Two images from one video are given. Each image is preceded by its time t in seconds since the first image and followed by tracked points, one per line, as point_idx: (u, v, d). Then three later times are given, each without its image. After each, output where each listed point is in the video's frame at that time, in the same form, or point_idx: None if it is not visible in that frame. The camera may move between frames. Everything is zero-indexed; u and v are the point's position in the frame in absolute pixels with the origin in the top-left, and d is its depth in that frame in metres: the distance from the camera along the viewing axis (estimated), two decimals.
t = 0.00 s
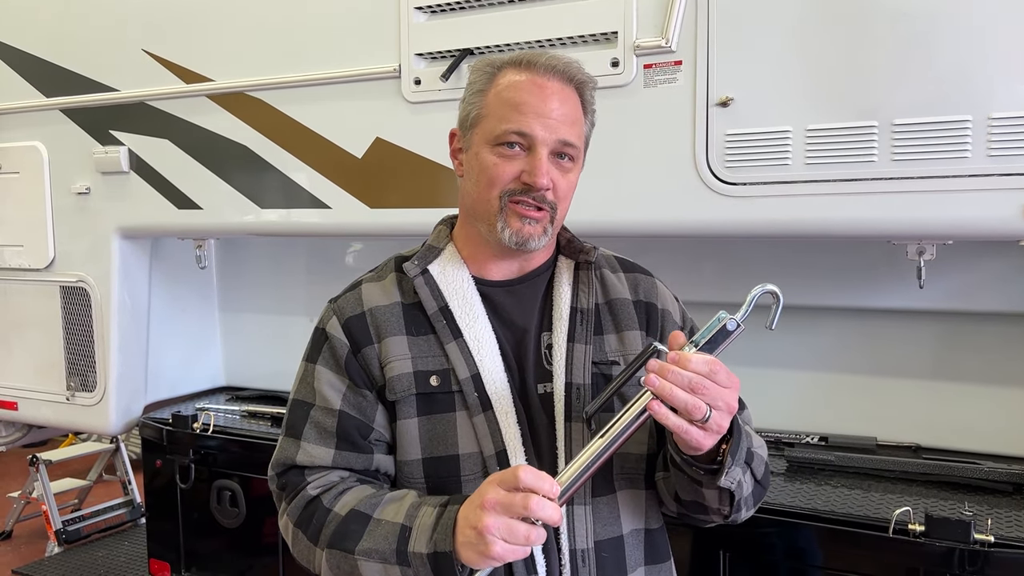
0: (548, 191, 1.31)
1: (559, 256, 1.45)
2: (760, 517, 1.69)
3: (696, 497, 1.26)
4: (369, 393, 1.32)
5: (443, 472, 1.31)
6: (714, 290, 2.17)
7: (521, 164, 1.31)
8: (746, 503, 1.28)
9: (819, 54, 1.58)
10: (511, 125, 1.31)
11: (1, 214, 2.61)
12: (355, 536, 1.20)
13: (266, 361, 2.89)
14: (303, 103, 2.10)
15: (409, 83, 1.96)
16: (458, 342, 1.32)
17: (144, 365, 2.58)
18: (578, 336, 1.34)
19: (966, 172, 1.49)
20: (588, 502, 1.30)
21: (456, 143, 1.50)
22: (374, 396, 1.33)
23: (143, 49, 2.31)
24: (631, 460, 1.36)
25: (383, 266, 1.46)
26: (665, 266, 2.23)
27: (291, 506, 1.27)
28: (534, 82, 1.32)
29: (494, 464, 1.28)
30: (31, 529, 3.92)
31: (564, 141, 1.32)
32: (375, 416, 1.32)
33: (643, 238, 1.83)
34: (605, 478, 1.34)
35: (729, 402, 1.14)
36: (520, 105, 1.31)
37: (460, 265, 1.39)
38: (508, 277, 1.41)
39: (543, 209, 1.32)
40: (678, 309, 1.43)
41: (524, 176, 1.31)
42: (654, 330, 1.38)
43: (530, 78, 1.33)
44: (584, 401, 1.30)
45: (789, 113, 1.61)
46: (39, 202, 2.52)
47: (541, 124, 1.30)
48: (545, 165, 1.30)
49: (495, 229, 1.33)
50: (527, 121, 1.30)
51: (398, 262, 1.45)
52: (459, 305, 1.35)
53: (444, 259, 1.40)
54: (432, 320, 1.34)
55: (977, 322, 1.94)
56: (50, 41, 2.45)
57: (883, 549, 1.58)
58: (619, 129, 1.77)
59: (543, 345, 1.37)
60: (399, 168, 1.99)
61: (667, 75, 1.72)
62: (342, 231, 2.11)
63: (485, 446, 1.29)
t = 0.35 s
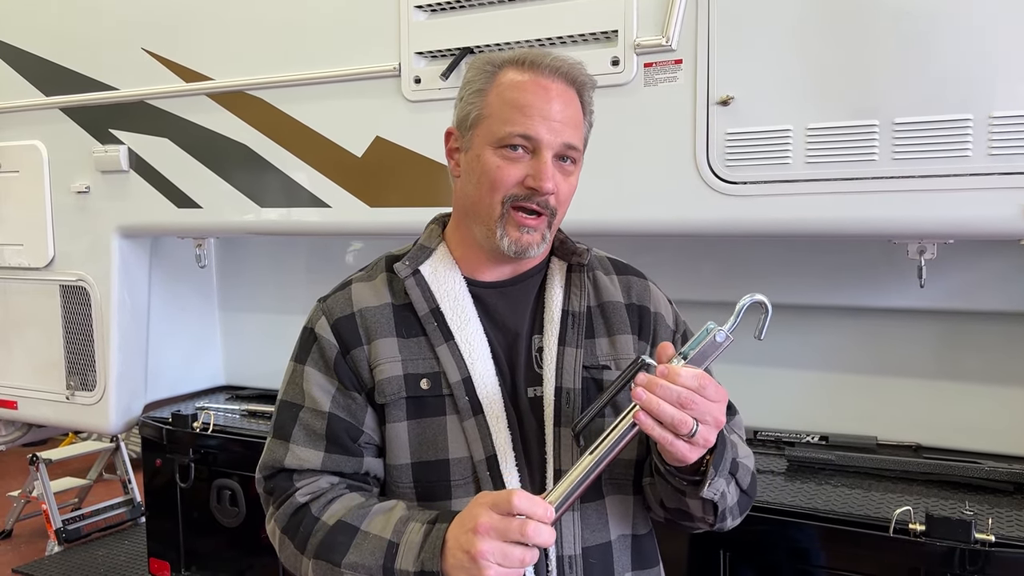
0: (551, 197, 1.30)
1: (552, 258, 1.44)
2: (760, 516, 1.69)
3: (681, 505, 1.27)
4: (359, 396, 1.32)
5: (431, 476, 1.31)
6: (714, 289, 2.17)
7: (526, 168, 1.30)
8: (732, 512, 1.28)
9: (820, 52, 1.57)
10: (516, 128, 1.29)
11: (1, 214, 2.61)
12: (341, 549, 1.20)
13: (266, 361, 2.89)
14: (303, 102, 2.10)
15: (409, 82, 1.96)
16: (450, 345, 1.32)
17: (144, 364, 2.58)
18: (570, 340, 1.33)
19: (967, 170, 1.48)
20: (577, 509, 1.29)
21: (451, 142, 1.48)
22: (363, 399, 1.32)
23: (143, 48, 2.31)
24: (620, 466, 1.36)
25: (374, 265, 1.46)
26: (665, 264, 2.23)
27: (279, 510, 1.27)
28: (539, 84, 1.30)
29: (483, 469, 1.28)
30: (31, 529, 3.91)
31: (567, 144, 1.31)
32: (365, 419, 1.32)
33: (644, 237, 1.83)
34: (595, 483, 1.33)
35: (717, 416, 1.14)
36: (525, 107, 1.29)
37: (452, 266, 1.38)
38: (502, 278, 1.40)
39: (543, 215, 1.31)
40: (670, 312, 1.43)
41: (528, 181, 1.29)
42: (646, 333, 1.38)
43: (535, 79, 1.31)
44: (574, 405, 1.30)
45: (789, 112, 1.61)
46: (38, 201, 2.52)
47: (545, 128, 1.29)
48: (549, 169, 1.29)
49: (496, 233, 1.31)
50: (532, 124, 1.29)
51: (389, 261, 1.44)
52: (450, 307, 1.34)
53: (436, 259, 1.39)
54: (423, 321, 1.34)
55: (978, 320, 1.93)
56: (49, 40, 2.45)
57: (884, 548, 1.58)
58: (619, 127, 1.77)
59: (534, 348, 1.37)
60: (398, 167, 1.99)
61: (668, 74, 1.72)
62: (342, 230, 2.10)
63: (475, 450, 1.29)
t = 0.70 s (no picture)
0: (548, 202, 1.29)
1: (551, 257, 1.43)
2: (760, 515, 1.69)
3: (675, 504, 1.26)
4: (351, 398, 1.31)
5: (426, 478, 1.30)
6: (714, 287, 2.17)
7: (523, 174, 1.29)
8: (726, 512, 1.28)
9: (820, 50, 1.57)
10: (515, 135, 1.27)
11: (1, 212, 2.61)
12: (334, 542, 1.20)
13: (266, 359, 2.89)
14: (303, 100, 2.10)
15: (408, 80, 1.95)
16: (444, 346, 1.32)
17: (144, 362, 2.57)
18: (567, 342, 1.33)
19: (967, 168, 1.48)
20: (573, 511, 1.28)
21: (448, 139, 1.46)
22: (357, 400, 1.32)
23: (143, 46, 2.30)
24: (616, 469, 1.35)
25: (369, 263, 1.45)
26: (665, 263, 2.23)
27: (272, 508, 1.27)
28: (539, 89, 1.28)
29: (478, 471, 1.28)
30: (31, 527, 3.91)
31: (567, 150, 1.30)
32: (358, 420, 1.31)
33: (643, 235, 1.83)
34: (590, 484, 1.33)
35: (711, 411, 1.14)
36: (524, 113, 1.28)
37: (448, 266, 1.37)
38: (498, 279, 1.40)
39: (542, 219, 1.30)
40: (669, 312, 1.42)
41: (526, 187, 1.28)
42: (644, 334, 1.37)
43: (535, 83, 1.29)
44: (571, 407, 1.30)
45: (789, 109, 1.61)
46: (38, 199, 2.51)
47: (544, 134, 1.27)
48: (548, 176, 1.28)
49: (493, 238, 1.31)
50: (531, 131, 1.27)
51: (384, 259, 1.43)
52: (446, 307, 1.34)
53: (432, 258, 1.39)
54: (418, 322, 1.34)
55: (978, 319, 1.93)
56: (49, 38, 2.44)
57: (884, 547, 1.57)
58: (619, 125, 1.77)
59: (531, 349, 1.36)
60: (397, 165, 1.98)
61: (668, 71, 1.71)
62: (341, 228, 2.10)
63: (470, 452, 1.29)
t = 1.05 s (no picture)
0: (547, 204, 1.28)
1: (547, 257, 1.43)
2: (760, 513, 1.69)
3: (667, 518, 1.28)
4: (350, 396, 1.31)
5: (424, 476, 1.31)
6: (715, 285, 2.16)
7: (522, 176, 1.28)
8: (718, 524, 1.29)
9: (821, 48, 1.57)
10: (513, 138, 1.26)
11: None
12: (334, 558, 1.20)
13: (265, 358, 2.89)
14: (302, 98, 2.09)
15: (408, 78, 1.95)
16: (442, 345, 1.31)
17: (143, 361, 2.57)
18: (564, 341, 1.34)
19: (967, 166, 1.48)
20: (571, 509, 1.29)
21: (444, 141, 1.44)
22: (355, 398, 1.32)
23: (143, 44, 2.30)
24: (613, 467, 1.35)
25: (366, 263, 1.45)
26: (665, 261, 2.22)
27: (271, 512, 1.27)
28: (536, 91, 1.27)
29: (475, 469, 1.28)
30: (31, 526, 3.91)
31: (565, 152, 1.29)
32: (356, 418, 1.31)
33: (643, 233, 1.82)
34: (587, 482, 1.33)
35: (711, 444, 1.14)
36: (521, 115, 1.27)
37: (446, 265, 1.37)
38: (495, 278, 1.39)
39: (540, 221, 1.30)
40: (665, 312, 1.42)
41: (525, 190, 1.27)
42: (640, 335, 1.37)
43: (532, 85, 1.28)
44: (568, 406, 1.30)
45: (789, 108, 1.61)
46: (37, 198, 2.51)
47: (542, 136, 1.26)
48: (547, 178, 1.27)
49: (493, 240, 1.30)
50: (529, 133, 1.26)
51: (381, 258, 1.43)
52: (444, 306, 1.34)
53: (429, 257, 1.38)
54: (415, 320, 1.33)
55: (978, 317, 1.93)
56: (48, 36, 2.44)
57: (884, 545, 1.57)
58: (619, 124, 1.77)
59: (528, 348, 1.36)
60: (397, 163, 1.98)
61: (668, 70, 1.71)
62: (341, 226, 2.10)
63: (468, 451, 1.29)
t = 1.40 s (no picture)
0: (539, 194, 1.29)
1: (538, 254, 1.43)
2: (760, 512, 1.69)
3: (660, 511, 1.28)
4: (348, 389, 1.31)
5: (421, 468, 1.30)
6: (715, 285, 2.17)
7: (512, 169, 1.29)
8: (712, 517, 1.28)
9: (820, 47, 1.57)
10: (501, 132, 1.28)
11: None
12: (338, 556, 1.20)
13: (266, 356, 2.89)
14: (302, 97, 2.09)
15: (408, 77, 1.95)
16: (437, 338, 1.32)
17: (143, 360, 2.57)
18: (557, 333, 1.33)
19: (967, 165, 1.48)
20: (567, 498, 1.30)
21: (432, 144, 1.45)
22: (352, 392, 1.32)
23: (142, 44, 2.30)
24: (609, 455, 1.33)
25: (362, 263, 1.45)
26: (666, 261, 2.22)
27: (272, 510, 1.26)
28: (520, 85, 1.29)
29: (472, 460, 1.28)
30: (31, 525, 3.91)
31: (552, 143, 1.30)
32: (354, 411, 1.31)
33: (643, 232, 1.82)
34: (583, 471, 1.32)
35: (702, 435, 1.15)
36: (508, 110, 1.28)
37: (441, 261, 1.38)
38: (487, 275, 1.40)
39: (534, 212, 1.31)
40: (656, 306, 1.42)
41: (516, 182, 1.28)
42: (633, 327, 1.37)
43: (515, 80, 1.30)
44: (563, 398, 1.30)
45: (789, 107, 1.61)
46: (37, 197, 2.51)
47: (530, 129, 1.28)
48: (537, 169, 1.29)
49: (488, 235, 1.31)
50: (517, 126, 1.28)
51: (377, 257, 1.43)
52: (439, 301, 1.34)
53: (424, 255, 1.39)
54: (411, 316, 1.33)
55: (977, 316, 1.93)
56: (48, 35, 2.44)
57: (883, 544, 1.58)
58: (618, 123, 1.77)
59: (521, 342, 1.36)
60: (397, 162, 1.98)
61: (668, 69, 1.71)
62: (341, 226, 2.10)
63: (464, 442, 1.29)
